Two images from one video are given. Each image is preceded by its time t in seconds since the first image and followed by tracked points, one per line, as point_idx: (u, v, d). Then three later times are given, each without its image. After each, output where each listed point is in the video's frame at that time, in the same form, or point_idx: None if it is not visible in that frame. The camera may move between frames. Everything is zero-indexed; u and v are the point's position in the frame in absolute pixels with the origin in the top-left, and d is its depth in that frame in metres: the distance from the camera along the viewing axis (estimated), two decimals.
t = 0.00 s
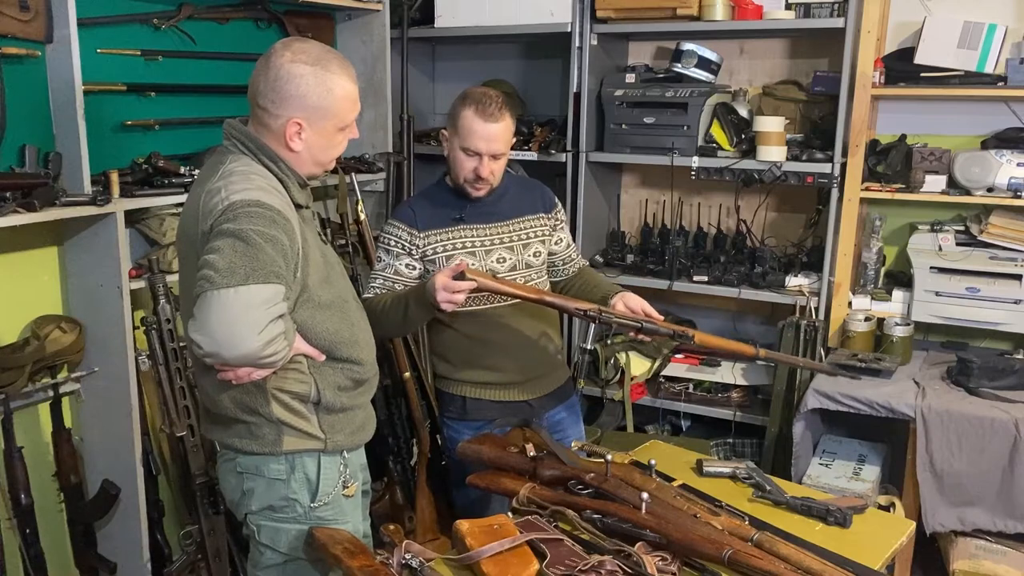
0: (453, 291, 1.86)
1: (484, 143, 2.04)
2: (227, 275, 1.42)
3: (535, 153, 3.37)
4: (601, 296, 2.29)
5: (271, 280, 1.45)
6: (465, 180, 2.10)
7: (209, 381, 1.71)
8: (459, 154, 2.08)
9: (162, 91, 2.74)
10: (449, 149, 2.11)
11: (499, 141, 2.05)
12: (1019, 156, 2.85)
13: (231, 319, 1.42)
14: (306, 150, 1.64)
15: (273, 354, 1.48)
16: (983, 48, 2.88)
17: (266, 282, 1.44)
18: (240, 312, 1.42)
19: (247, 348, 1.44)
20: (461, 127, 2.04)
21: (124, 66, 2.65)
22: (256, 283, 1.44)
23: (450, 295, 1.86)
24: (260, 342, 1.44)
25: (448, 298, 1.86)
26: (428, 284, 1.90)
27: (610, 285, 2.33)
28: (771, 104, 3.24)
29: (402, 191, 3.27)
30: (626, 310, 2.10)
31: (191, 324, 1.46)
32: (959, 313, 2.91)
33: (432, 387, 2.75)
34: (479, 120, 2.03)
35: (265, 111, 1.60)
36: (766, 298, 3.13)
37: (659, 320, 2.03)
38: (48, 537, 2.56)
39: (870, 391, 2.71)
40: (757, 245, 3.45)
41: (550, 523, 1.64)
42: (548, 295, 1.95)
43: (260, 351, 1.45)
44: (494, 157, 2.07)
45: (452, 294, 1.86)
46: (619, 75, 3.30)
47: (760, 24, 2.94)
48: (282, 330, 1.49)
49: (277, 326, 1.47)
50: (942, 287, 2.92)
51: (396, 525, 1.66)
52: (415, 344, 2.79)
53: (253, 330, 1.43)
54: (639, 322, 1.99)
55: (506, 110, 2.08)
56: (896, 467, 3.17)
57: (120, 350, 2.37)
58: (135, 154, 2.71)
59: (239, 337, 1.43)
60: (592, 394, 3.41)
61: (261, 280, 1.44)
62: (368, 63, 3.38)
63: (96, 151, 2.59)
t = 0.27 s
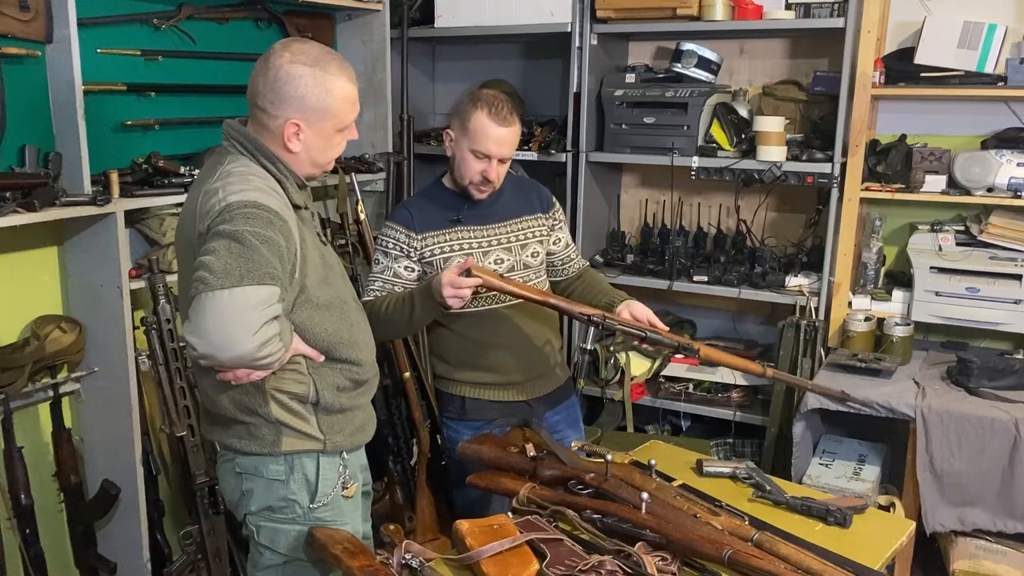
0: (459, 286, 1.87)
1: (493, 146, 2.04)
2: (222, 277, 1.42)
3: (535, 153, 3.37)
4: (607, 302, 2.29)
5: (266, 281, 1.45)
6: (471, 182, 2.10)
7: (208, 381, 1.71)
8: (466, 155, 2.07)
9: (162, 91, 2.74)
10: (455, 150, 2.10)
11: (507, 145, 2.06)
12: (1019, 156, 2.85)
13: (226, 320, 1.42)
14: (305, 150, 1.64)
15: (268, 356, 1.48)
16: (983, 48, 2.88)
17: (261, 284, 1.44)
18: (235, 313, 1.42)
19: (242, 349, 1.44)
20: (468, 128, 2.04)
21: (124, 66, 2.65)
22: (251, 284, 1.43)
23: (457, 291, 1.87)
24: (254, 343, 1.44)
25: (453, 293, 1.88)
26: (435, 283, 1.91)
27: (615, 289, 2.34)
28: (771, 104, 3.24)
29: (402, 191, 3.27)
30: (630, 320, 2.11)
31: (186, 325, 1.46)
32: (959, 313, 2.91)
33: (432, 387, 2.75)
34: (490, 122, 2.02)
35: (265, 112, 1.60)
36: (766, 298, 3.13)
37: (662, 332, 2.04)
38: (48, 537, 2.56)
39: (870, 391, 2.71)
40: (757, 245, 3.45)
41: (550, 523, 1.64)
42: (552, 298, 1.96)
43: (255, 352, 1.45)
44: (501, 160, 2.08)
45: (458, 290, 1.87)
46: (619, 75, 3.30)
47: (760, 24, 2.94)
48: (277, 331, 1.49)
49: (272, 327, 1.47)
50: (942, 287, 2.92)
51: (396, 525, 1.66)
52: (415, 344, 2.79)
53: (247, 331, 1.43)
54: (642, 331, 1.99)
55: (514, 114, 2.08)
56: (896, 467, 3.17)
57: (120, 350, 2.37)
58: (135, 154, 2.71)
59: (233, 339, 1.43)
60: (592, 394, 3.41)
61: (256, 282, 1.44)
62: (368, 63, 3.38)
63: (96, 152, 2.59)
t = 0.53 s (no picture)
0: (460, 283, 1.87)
1: (495, 148, 2.04)
2: (220, 277, 1.42)
3: (535, 153, 3.37)
4: (606, 306, 2.29)
5: (264, 281, 1.45)
6: (472, 182, 2.10)
7: (207, 381, 1.71)
8: (468, 155, 2.07)
9: (162, 91, 2.74)
10: (457, 150, 2.10)
11: (509, 147, 2.06)
12: (1019, 156, 2.85)
13: (223, 321, 1.42)
14: (305, 151, 1.64)
15: (266, 356, 1.48)
16: (983, 48, 2.88)
17: (259, 284, 1.44)
18: (232, 313, 1.42)
19: (239, 349, 1.44)
20: (471, 128, 2.04)
21: (124, 66, 2.65)
22: (248, 285, 1.43)
23: (458, 288, 1.87)
24: (252, 344, 1.44)
25: (453, 292, 1.88)
26: (435, 281, 1.91)
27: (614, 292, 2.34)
28: (771, 104, 3.24)
29: (402, 191, 3.27)
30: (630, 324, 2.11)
31: (183, 325, 1.46)
32: (959, 313, 2.91)
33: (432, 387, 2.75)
34: (493, 124, 2.02)
35: (264, 112, 1.60)
36: (766, 298, 3.13)
37: (660, 337, 2.05)
38: (48, 537, 2.56)
39: (870, 391, 2.71)
40: (757, 245, 3.45)
41: (550, 522, 1.64)
42: (552, 299, 1.97)
43: (252, 353, 1.45)
44: (502, 161, 2.08)
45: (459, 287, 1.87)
46: (619, 75, 3.30)
47: (760, 24, 2.94)
48: (274, 332, 1.49)
49: (269, 328, 1.47)
50: (942, 287, 2.92)
51: (396, 525, 1.66)
52: (415, 344, 2.79)
53: (245, 331, 1.43)
54: (638, 337, 2.01)
55: (517, 115, 2.08)
56: (896, 467, 3.17)
57: (120, 349, 2.37)
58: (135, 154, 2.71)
59: (231, 339, 1.43)
60: (592, 394, 3.41)
61: (253, 282, 1.44)
62: (368, 63, 3.38)
63: (96, 151, 2.59)
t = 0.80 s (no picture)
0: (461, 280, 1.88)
1: (498, 150, 2.04)
2: (224, 277, 1.42)
3: (535, 153, 3.37)
4: (607, 305, 2.29)
5: (268, 281, 1.45)
6: (474, 184, 2.10)
7: (208, 381, 1.71)
8: (470, 156, 2.07)
9: (162, 91, 2.74)
10: (459, 151, 2.10)
11: (512, 149, 2.06)
12: (1019, 156, 2.85)
13: (227, 321, 1.42)
14: (306, 150, 1.64)
15: (270, 356, 1.48)
16: (983, 48, 2.88)
17: (263, 284, 1.44)
18: (236, 313, 1.42)
19: (243, 349, 1.44)
20: (472, 129, 2.04)
21: (124, 66, 2.65)
22: (252, 285, 1.43)
23: (460, 287, 1.87)
24: (256, 344, 1.44)
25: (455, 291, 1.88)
26: (437, 280, 1.92)
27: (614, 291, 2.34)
28: (771, 104, 3.24)
29: (402, 191, 3.27)
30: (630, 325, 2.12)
31: (187, 325, 1.46)
32: (959, 313, 2.91)
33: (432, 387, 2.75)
34: (495, 125, 2.02)
35: (265, 113, 1.60)
36: (766, 298, 3.13)
37: (661, 336, 2.05)
38: (48, 537, 2.56)
39: (870, 391, 2.71)
40: (756, 245, 3.45)
41: (550, 522, 1.64)
42: (553, 297, 1.98)
43: (256, 353, 1.45)
44: (504, 163, 2.08)
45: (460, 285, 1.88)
46: (619, 75, 3.30)
47: (760, 24, 2.94)
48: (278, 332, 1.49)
49: (273, 328, 1.47)
50: (942, 287, 2.92)
51: (396, 525, 1.66)
52: (415, 344, 2.80)
53: (248, 331, 1.43)
54: (639, 336, 2.02)
55: (519, 117, 2.08)
56: (896, 467, 3.17)
57: (120, 349, 2.37)
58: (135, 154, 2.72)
59: (234, 339, 1.43)
60: (592, 394, 3.42)
61: (257, 282, 1.44)
62: (368, 63, 3.38)
63: (96, 151, 2.59)
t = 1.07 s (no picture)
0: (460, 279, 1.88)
1: (501, 151, 2.04)
2: (228, 275, 1.42)
3: (535, 153, 3.37)
4: (607, 301, 2.29)
5: (272, 280, 1.45)
6: (476, 185, 2.09)
7: (207, 381, 1.71)
8: (472, 157, 2.06)
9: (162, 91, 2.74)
10: (461, 152, 2.09)
11: (514, 150, 2.06)
12: (1019, 156, 2.85)
13: (231, 319, 1.42)
14: (302, 147, 1.63)
15: (274, 355, 1.48)
16: (983, 48, 2.88)
17: (266, 283, 1.44)
18: (239, 312, 1.42)
19: (247, 348, 1.44)
20: (474, 129, 2.04)
21: (124, 66, 2.65)
22: (256, 284, 1.43)
23: (461, 285, 1.88)
24: (259, 343, 1.44)
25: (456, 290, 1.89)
26: (438, 280, 1.92)
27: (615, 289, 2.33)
28: (771, 104, 3.24)
29: (402, 191, 3.27)
30: (631, 317, 2.12)
31: (190, 324, 1.46)
32: (959, 313, 2.91)
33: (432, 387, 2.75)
34: (498, 127, 2.02)
35: (260, 112, 1.60)
36: (766, 298, 3.13)
37: (664, 330, 2.05)
38: (48, 537, 2.56)
39: (870, 391, 2.71)
40: (756, 245, 3.45)
41: (550, 522, 1.64)
42: (553, 294, 1.98)
43: (260, 351, 1.45)
44: (507, 165, 2.08)
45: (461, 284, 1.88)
46: (619, 75, 3.31)
47: (761, 24, 2.94)
48: (282, 331, 1.49)
49: (276, 327, 1.47)
50: (942, 287, 2.92)
51: (396, 525, 1.66)
52: (415, 344, 2.80)
53: (252, 330, 1.43)
54: (643, 328, 2.01)
55: (522, 119, 2.08)
56: (896, 467, 3.17)
57: (120, 349, 2.37)
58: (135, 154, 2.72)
59: (238, 338, 1.43)
60: (592, 394, 3.42)
61: (261, 281, 1.44)
62: (368, 63, 3.38)
63: (97, 151, 2.59)
